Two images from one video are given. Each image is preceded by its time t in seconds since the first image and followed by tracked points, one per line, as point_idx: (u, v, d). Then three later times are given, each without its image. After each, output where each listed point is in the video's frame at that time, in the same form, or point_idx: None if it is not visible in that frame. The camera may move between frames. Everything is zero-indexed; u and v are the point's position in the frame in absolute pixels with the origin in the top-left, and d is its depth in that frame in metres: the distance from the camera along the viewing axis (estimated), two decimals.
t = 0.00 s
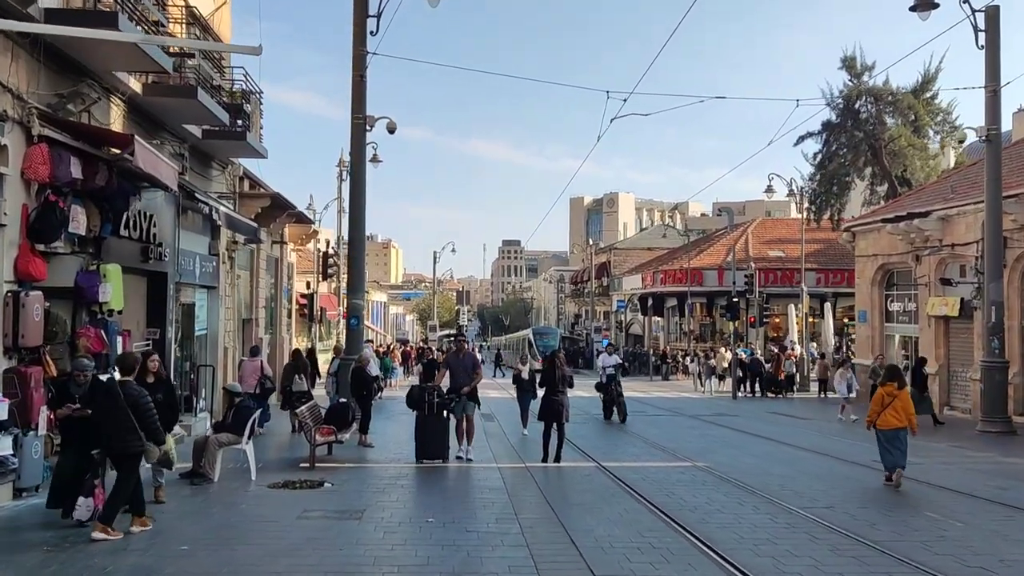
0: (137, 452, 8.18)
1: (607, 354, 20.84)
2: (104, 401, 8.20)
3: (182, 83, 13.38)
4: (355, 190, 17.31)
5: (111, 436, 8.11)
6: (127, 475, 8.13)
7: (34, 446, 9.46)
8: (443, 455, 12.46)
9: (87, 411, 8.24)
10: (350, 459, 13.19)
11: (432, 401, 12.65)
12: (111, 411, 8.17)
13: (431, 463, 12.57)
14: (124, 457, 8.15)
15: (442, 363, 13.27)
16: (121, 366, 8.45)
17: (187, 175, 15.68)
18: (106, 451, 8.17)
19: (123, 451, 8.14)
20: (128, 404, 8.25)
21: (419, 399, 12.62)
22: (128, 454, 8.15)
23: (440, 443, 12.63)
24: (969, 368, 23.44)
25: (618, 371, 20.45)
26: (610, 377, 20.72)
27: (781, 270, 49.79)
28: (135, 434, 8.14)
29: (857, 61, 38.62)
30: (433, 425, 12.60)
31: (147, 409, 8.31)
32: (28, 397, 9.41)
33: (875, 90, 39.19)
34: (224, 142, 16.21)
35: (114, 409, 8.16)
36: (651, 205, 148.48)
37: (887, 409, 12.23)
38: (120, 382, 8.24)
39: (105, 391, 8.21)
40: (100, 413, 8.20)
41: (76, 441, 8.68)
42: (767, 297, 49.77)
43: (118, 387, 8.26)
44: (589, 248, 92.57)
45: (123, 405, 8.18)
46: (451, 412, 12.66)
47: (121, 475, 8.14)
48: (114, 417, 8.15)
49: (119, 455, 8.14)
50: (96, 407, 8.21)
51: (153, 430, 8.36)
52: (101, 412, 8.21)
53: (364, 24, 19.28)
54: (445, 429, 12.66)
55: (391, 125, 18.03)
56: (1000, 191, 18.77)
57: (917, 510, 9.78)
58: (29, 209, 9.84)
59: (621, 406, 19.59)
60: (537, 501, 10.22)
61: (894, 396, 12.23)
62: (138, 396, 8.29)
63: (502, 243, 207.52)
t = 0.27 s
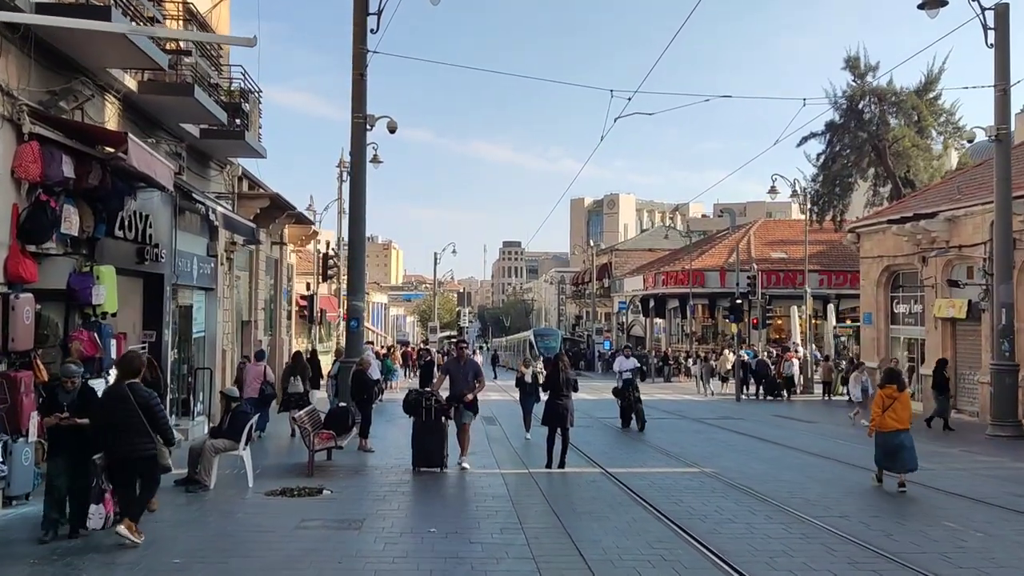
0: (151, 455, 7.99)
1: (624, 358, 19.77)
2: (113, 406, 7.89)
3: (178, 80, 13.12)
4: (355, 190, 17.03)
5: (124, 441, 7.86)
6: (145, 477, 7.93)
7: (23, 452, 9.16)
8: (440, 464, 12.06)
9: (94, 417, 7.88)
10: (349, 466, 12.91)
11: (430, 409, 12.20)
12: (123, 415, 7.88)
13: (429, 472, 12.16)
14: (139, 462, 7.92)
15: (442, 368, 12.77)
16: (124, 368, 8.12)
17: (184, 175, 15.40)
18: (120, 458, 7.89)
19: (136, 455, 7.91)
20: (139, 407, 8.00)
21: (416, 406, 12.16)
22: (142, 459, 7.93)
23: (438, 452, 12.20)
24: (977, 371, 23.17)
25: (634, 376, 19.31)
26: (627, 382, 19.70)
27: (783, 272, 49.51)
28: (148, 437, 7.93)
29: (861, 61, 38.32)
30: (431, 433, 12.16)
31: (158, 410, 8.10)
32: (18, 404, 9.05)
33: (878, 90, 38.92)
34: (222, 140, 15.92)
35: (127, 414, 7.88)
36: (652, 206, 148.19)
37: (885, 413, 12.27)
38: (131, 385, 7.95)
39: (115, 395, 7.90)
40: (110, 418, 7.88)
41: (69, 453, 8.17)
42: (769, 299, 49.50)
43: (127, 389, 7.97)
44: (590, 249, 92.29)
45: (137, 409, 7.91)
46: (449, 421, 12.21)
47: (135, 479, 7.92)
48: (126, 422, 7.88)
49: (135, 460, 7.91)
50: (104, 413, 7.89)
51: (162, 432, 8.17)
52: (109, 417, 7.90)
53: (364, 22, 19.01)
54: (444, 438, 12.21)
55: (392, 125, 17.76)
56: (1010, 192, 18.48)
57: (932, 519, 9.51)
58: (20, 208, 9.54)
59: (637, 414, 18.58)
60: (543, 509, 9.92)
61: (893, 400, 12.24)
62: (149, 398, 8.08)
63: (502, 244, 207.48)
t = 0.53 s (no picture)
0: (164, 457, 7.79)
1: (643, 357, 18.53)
2: (125, 406, 7.65)
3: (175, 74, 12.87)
4: (356, 187, 16.74)
5: (136, 443, 7.62)
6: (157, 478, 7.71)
7: (12, 453, 8.87)
8: (439, 467, 11.62)
9: (105, 418, 7.58)
10: (349, 468, 12.62)
11: (428, 411, 11.69)
12: (137, 415, 7.66)
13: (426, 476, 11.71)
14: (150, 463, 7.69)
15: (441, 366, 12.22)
16: (132, 366, 7.90)
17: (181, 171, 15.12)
18: (131, 459, 7.64)
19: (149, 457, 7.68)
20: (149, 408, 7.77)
21: (414, 407, 11.65)
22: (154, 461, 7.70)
23: (436, 454, 11.72)
24: (985, 372, 22.90)
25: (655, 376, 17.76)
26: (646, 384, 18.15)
27: (786, 272, 49.23)
28: (160, 439, 7.71)
29: (865, 60, 38.03)
30: (429, 436, 11.68)
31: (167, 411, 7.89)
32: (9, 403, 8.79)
33: (882, 89, 38.63)
34: (219, 136, 15.64)
35: (141, 413, 7.66)
36: (653, 207, 147.90)
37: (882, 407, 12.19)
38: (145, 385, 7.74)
39: (128, 394, 7.67)
40: (122, 418, 7.64)
41: (55, 455, 7.76)
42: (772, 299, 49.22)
43: (139, 389, 7.76)
44: (590, 249, 91.97)
45: (152, 409, 7.71)
46: (448, 422, 11.73)
47: (145, 482, 7.70)
48: (140, 422, 7.65)
49: (148, 461, 7.68)
50: (116, 413, 7.64)
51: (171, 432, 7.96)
52: (121, 417, 7.65)
53: (364, 17, 18.74)
54: (442, 441, 11.72)
55: (393, 121, 17.48)
56: (1020, 190, 18.20)
57: (951, 523, 9.24)
58: (10, 203, 9.26)
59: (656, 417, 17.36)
60: (549, 513, 9.63)
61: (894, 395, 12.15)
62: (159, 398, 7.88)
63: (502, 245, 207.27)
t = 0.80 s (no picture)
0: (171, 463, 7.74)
1: (666, 360, 17.23)
2: (137, 409, 7.63)
3: (169, 71, 12.59)
4: (355, 187, 16.47)
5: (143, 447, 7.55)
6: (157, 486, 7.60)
7: None
8: (433, 476, 11.11)
9: (114, 419, 7.56)
10: (347, 473, 12.31)
11: (423, 417, 11.17)
12: (148, 419, 7.63)
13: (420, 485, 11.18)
14: (157, 469, 7.59)
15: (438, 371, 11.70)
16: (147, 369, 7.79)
17: (176, 171, 14.85)
18: (138, 463, 7.57)
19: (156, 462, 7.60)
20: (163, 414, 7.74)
21: (409, 412, 11.12)
22: (161, 467, 7.62)
23: (431, 462, 11.19)
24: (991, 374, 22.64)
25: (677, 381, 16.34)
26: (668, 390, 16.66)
27: (788, 273, 48.99)
28: (169, 445, 7.66)
29: (868, 60, 37.77)
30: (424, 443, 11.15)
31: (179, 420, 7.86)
32: None
33: (885, 88, 38.39)
34: (215, 135, 15.36)
35: (153, 418, 7.65)
36: (653, 208, 147.70)
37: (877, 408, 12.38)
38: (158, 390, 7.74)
39: (141, 398, 7.66)
40: (133, 421, 7.61)
41: (35, 462, 7.41)
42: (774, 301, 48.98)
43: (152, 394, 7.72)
44: (591, 251, 91.76)
45: (164, 414, 7.70)
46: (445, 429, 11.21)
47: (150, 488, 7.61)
48: (149, 426, 7.60)
49: (155, 466, 7.59)
50: (127, 416, 7.62)
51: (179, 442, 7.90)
52: (131, 420, 7.63)
53: (363, 15, 18.48)
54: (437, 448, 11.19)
55: (392, 120, 17.21)
56: None
57: (966, 532, 8.98)
58: None
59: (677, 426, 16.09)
60: (553, 521, 9.36)
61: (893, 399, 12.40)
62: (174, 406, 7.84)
63: (503, 247, 207.14)
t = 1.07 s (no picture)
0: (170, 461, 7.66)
1: (694, 360, 15.68)
2: (136, 407, 7.50)
3: (160, 63, 12.29)
4: (352, 183, 16.19)
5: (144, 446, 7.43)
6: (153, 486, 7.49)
7: None
8: (426, 481, 10.54)
9: (114, 417, 7.40)
10: (342, 475, 12.03)
11: (416, 417, 10.58)
12: (149, 416, 7.51)
13: (412, 490, 10.59)
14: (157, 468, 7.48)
15: (428, 371, 11.13)
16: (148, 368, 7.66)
17: (169, 167, 14.58)
18: (138, 461, 7.43)
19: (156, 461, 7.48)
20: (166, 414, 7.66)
21: (400, 413, 10.53)
22: (161, 466, 7.51)
23: (423, 466, 10.59)
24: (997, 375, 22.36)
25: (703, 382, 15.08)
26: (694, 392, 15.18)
27: (789, 274, 48.72)
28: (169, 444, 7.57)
29: (870, 58, 37.49)
30: (416, 446, 10.56)
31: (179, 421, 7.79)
32: None
33: (887, 87, 38.12)
34: (208, 129, 15.08)
35: (154, 415, 7.54)
36: (653, 209, 147.46)
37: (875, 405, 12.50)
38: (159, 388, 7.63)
39: (142, 395, 7.53)
40: (132, 419, 7.47)
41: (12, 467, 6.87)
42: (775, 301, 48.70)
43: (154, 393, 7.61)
44: (590, 251, 91.45)
45: (165, 412, 7.59)
46: (438, 431, 10.63)
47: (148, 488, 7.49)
48: (151, 424, 7.46)
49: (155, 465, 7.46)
50: (126, 413, 7.48)
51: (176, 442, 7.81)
52: (130, 418, 7.49)
53: (361, 9, 18.19)
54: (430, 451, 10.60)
55: (390, 115, 16.92)
56: None
57: (982, 536, 8.68)
58: None
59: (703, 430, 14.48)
60: (554, 525, 9.07)
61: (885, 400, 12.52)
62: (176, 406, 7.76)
63: (502, 248, 206.88)
